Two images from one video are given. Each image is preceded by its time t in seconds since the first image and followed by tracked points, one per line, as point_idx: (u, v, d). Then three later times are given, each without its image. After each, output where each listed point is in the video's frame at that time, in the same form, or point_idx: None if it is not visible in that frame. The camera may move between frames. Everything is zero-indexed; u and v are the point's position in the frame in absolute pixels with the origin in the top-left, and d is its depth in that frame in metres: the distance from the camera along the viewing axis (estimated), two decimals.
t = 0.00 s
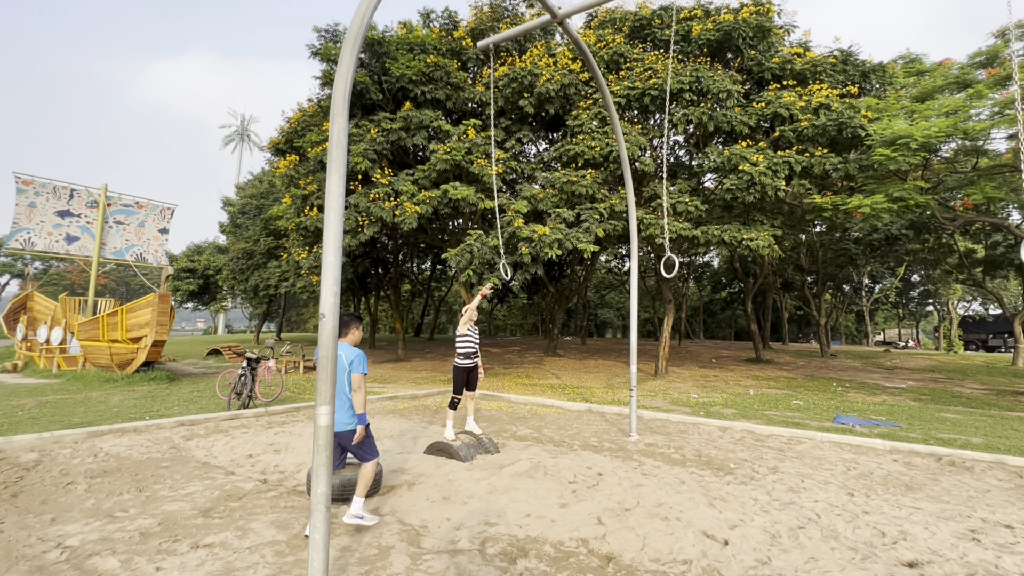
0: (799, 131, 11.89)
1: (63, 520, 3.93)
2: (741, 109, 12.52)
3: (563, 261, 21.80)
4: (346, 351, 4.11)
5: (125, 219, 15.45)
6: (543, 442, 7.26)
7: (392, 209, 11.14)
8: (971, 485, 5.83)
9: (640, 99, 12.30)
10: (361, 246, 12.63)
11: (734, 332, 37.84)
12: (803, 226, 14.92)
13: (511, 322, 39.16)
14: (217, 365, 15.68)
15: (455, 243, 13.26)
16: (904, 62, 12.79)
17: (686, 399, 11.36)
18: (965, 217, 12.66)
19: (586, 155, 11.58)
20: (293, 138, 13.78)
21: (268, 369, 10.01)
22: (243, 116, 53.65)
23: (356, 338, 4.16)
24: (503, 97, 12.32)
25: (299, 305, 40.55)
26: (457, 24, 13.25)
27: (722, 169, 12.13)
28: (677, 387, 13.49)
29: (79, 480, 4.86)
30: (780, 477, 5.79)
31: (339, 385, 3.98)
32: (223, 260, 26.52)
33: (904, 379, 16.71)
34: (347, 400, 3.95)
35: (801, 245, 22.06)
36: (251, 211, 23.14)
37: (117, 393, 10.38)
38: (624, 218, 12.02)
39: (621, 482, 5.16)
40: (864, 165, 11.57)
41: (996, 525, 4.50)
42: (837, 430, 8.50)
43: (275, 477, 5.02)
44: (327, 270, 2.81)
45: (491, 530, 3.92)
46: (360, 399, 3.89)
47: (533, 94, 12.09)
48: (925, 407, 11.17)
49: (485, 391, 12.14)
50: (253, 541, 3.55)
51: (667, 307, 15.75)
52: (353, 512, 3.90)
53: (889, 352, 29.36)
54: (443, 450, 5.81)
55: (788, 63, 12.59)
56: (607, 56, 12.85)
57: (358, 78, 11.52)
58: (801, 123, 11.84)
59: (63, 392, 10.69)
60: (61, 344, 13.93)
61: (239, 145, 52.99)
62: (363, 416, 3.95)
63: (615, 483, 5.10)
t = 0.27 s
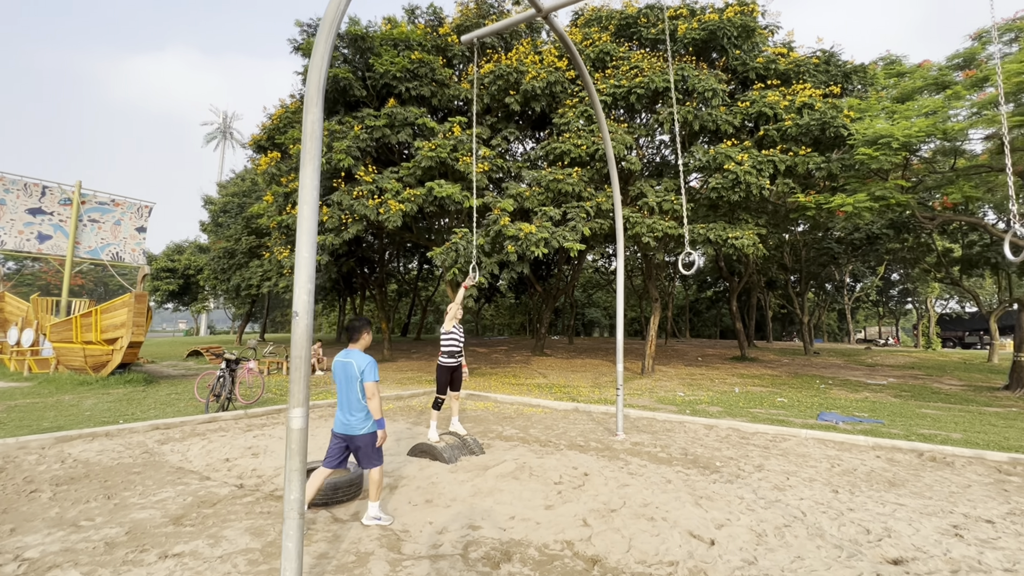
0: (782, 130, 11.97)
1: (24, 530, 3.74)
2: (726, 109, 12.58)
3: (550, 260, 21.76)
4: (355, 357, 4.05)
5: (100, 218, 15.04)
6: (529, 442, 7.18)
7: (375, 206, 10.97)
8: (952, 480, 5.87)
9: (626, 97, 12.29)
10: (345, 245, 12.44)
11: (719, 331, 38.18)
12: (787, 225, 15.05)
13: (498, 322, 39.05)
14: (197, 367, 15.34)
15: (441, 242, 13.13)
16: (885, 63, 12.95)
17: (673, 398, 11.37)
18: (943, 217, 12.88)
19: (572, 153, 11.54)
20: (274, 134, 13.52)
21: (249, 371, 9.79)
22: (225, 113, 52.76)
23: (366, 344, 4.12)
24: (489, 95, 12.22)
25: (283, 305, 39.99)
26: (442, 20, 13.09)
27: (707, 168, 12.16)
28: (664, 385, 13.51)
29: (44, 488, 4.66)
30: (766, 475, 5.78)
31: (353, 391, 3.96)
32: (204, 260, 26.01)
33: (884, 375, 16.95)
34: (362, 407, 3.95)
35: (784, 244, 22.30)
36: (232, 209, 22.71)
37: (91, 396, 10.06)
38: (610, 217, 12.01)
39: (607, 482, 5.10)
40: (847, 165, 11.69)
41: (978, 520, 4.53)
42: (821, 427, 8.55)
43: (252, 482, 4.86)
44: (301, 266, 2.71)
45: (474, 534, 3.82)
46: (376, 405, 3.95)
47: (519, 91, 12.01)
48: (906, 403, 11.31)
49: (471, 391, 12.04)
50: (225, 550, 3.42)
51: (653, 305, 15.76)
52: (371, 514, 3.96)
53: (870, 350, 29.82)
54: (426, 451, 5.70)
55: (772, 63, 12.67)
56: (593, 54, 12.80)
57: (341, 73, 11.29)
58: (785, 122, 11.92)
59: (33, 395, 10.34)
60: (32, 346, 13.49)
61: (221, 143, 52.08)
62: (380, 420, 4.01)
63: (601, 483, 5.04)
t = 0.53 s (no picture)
0: (770, 127, 11.93)
1: None
2: (714, 105, 12.53)
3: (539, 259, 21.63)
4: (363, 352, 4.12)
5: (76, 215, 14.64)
6: (515, 442, 7.03)
7: (359, 203, 10.75)
8: (941, 476, 5.82)
9: (614, 93, 12.19)
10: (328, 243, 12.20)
11: (707, 329, 38.33)
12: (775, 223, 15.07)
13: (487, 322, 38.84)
14: (177, 368, 14.98)
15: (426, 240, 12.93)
16: (871, 61, 12.98)
17: (661, 396, 11.28)
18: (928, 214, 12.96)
19: (560, 149, 11.41)
20: (256, 130, 13.23)
21: (229, 371, 9.53)
22: (210, 111, 51.96)
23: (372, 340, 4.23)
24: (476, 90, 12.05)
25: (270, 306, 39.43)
26: (428, 15, 12.86)
27: (695, 165, 12.09)
28: (653, 384, 13.43)
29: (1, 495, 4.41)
30: (755, 473, 5.68)
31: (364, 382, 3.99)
32: (186, 259, 25.52)
33: (871, 372, 17.04)
34: (370, 398, 3.96)
35: (771, 242, 22.39)
36: (215, 208, 22.29)
37: (63, 398, 9.73)
38: (598, 214, 11.92)
39: (593, 482, 4.97)
40: (833, 162, 11.69)
41: (969, 516, 4.46)
42: (809, 424, 8.51)
43: (224, 487, 4.66)
44: (265, 255, 2.56)
45: (454, 539, 3.67)
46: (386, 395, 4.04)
47: (506, 87, 11.85)
48: (893, 400, 11.33)
49: (458, 390, 11.87)
50: (189, 559, 3.23)
51: (642, 304, 15.68)
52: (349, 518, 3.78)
53: (856, 347, 30.09)
54: (408, 452, 5.52)
55: (760, 60, 12.64)
56: (581, 49, 12.67)
57: (324, 67, 11.06)
58: (773, 119, 11.88)
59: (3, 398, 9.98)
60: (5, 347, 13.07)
61: (206, 141, 51.25)
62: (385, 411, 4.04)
63: (587, 483, 4.90)
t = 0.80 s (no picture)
0: (766, 126, 11.76)
1: None
2: (710, 104, 12.37)
3: (534, 260, 21.41)
4: (362, 358, 3.91)
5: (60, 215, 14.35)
6: (506, 447, 6.80)
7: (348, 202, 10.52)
8: (946, 482, 5.62)
9: (608, 91, 12.01)
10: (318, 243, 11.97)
11: (704, 331, 38.19)
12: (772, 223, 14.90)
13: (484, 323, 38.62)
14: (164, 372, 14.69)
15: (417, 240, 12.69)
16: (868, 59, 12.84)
17: (657, 399, 11.07)
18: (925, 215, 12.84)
19: (554, 147, 11.21)
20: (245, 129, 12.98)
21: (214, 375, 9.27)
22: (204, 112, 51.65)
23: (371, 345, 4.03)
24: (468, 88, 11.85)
25: (263, 308, 39.10)
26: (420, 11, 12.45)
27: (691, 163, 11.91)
28: (649, 387, 13.21)
29: None
30: (754, 479, 5.47)
31: (364, 390, 3.80)
32: (177, 261, 25.19)
33: (869, 374, 16.89)
34: (369, 406, 3.79)
35: (767, 244, 22.25)
36: (206, 209, 21.99)
37: (42, 403, 9.44)
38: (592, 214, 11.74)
39: (585, 491, 4.75)
40: (831, 160, 11.54)
41: (979, 527, 4.25)
42: (808, 427, 8.32)
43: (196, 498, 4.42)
44: (220, 249, 2.34)
45: (435, 554, 3.44)
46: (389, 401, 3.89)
47: (498, 84, 11.65)
48: (893, 402, 11.15)
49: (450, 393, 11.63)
50: None
51: (638, 305, 15.47)
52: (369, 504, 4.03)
53: (852, 349, 30.00)
54: (392, 459, 5.29)
55: (755, 58, 12.48)
56: (575, 47, 12.48)
57: (312, 64, 10.84)
58: (769, 117, 11.71)
59: None
60: None
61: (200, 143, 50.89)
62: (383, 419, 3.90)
63: (579, 492, 4.68)
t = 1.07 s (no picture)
0: (764, 129, 11.63)
1: None
2: (707, 107, 12.25)
3: (530, 264, 21.24)
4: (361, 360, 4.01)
5: (47, 217, 14.12)
6: (497, 457, 6.61)
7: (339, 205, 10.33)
8: (950, 494, 5.44)
9: (604, 93, 11.87)
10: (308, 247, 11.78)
11: (701, 336, 38.03)
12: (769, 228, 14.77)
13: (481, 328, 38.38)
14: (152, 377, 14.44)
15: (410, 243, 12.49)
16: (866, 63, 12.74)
17: (654, 406, 10.88)
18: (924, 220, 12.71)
19: (549, 150, 11.06)
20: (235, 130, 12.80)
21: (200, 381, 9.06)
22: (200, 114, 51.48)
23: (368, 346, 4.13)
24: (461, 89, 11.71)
25: (258, 311, 38.80)
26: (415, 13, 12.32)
27: (688, 167, 11.76)
28: (645, 393, 13.02)
29: None
30: (752, 491, 5.29)
31: (364, 391, 3.92)
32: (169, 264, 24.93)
33: (867, 380, 16.73)
34: (370, 406, 3.92)
35: (765, 249, 22.13)
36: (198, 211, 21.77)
37: (22, 409, 9.19)
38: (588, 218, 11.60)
39: (577, 504, 4.56)
40: (829, 164, 11.42)
41: (988, 544, 4.06)
42: (807, 436, 8.14)
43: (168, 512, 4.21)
44: (178, 247, 2.18)
45: None
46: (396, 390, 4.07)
47: (493, 86, 11.51)
48: (893, 410, 10.97)
49: (443, 400, 11.40)
50: None
51: (634, 311, 15.28)
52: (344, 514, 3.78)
53: (850, 355, 29.87)
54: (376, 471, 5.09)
55: (753, 61, 12.37)
56: (571, 49, 12.34)
57: (304, 65, 10.69)
58: (767, 120, 11.57)
59: None
60: None
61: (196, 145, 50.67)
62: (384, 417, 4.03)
63: (571, 506, 4.49)
